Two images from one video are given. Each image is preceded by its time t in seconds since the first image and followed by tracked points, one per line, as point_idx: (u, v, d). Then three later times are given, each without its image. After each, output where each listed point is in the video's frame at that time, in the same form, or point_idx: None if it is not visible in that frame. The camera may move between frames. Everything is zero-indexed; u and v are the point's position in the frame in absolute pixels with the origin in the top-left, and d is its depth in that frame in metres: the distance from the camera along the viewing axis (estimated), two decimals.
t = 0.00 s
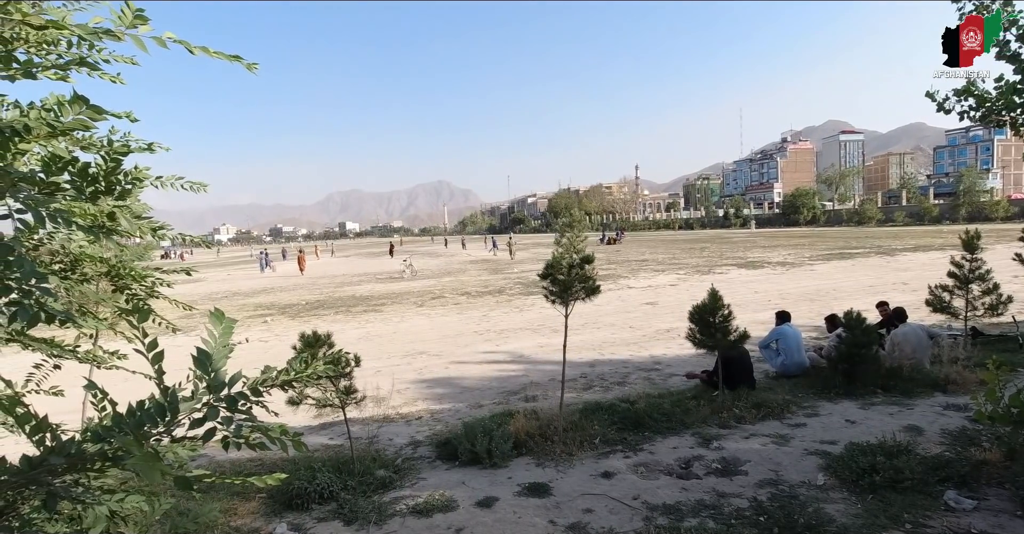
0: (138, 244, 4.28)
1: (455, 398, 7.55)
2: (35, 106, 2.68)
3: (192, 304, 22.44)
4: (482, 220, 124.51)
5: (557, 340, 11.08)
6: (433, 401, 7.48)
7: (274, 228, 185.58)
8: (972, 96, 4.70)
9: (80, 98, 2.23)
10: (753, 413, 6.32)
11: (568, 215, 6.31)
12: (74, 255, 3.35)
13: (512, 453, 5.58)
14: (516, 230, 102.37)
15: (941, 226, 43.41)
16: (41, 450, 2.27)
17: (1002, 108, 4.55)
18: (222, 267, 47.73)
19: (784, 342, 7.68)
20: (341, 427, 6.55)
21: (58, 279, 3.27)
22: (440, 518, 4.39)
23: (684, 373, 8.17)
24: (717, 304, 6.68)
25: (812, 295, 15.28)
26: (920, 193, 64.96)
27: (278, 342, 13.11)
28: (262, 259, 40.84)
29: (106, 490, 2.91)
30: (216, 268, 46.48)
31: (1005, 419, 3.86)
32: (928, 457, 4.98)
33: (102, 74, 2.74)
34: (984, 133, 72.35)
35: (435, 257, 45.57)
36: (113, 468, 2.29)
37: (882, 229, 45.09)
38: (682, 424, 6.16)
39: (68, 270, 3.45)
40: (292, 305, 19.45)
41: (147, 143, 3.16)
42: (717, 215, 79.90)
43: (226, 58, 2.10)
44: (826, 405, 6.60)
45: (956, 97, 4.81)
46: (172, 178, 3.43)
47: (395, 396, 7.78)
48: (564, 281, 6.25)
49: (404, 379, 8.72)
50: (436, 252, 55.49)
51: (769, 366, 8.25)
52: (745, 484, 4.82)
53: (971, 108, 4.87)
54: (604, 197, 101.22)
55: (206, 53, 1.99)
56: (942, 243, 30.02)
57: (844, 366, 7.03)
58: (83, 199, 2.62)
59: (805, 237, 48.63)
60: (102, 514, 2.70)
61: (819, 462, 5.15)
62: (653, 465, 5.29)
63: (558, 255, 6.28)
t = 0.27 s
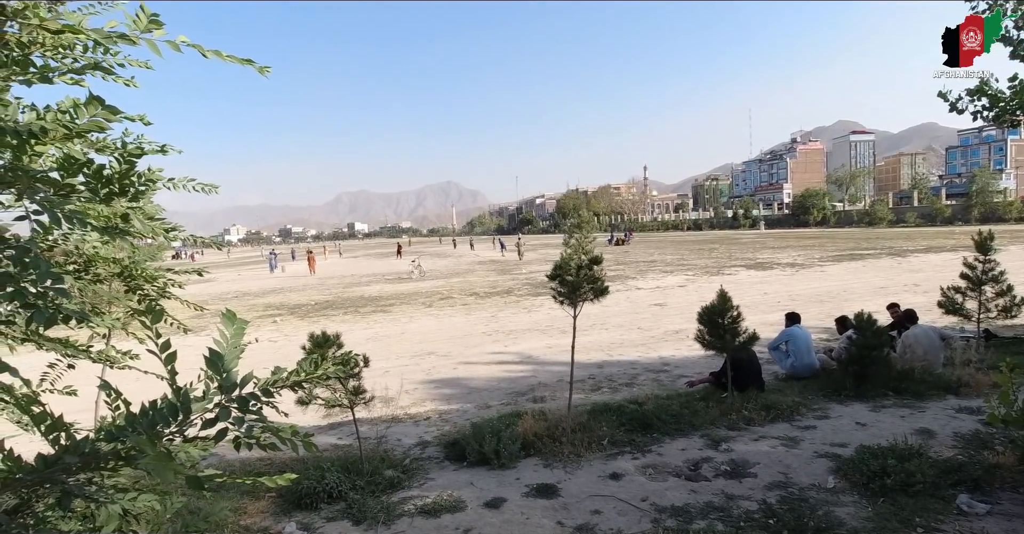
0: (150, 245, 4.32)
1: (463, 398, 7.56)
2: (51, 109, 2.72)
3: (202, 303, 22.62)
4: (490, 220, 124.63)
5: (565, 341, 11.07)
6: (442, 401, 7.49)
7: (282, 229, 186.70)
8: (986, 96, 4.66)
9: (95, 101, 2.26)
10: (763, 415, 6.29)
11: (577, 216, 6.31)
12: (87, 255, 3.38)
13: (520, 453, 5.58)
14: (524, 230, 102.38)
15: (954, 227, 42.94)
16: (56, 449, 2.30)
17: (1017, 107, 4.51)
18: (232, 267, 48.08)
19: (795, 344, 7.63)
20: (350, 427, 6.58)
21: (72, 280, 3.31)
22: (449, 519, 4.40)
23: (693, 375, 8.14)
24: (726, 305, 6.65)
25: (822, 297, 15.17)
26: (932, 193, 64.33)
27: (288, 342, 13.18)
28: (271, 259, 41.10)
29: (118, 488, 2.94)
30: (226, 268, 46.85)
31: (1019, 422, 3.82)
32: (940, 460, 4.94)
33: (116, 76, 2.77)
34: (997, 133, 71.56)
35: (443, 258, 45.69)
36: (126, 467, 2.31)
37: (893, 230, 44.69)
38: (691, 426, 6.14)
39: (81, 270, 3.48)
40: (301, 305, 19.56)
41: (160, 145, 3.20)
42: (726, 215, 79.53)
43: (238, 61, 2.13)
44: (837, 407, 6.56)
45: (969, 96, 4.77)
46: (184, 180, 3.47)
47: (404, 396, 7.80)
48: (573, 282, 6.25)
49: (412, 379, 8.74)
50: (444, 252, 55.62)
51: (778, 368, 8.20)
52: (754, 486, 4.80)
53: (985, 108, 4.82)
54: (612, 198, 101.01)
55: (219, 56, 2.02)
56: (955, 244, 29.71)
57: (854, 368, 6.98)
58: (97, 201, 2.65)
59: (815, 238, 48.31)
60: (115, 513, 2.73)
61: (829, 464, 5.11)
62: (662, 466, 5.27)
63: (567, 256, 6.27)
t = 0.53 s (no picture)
0: (163, 247, 4.36)
1: (472, 399, 7.58)
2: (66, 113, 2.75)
3: (213, 304, 22.80)
4: (497, 221, 124.72)
5: (574, 342, 11.06)
6: (450, 402, 7.50)
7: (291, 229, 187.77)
8: (1000, 96, 4.60)
9: (110, 104, 2.29)
10: (773, 418, 6.25)
11: (586, 218, 6.31)
12: (100, 256, 3.42)
13: (529, 455, 5.57)
14: (532, 231, 102.37)
15: (967, 228, 42.45)
16: (70, 448, 2.32)
17: None
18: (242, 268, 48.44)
19: (806, 344, 7.57)
20: (359, 427, 6.60)
21: (86, 281, 3.35)
22: (457, 519, 4.41)
23: (702, 376, 8.10)
24: (736, 307, 6.62)
25: (833, 298, 15.05)
26: (945, 194, 63.64)
27: (298, 343, 13.26)
28: (281, 260, 41.37)
29: (131, 487, 2.98)
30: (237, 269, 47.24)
31: None
32: (953, 464, 4.88)
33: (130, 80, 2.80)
34: (1010, 132, 70.75)
35: (452, 259, 45.82)
36: (139, 466, 2.34)
37: (905, 231, 44.26)
38: (700, 428, 6.11)
39: (95, 271, 3.52)
40: (311, 306, 19.67)
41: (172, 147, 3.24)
42: (735, 216, 79.09)
43: (250, 64, 2.15)
44: (848, 410, 6.51)
45: (984, 96, 4.72)
46: (196, 181, 3.50)
47: (413, 397, 7.82)
48: (581, 284, 6.24)
49: (421, 380, 8.76)
50: (452, 253, 55.74)
51: (788, 370, 8.15)
52: (763, 489, 4.77)
53: (999, 108, 4.77)
54: (620, 199, 100.78)
55: (231, 59, 2.04)
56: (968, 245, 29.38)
57: (865, 370, 6.93)
58: (111, 203, 2.69)
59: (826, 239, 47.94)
60: (127, 511, 2.77)
61: (840, 467, 5.07)
62: (671, 468, 5.25)
63: (575, 257, 6.27)
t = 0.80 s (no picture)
0: (174, 247, 4.40)
1: (480, 400, 7.58)
2: (80, 115, 2.78)
3: (223, 304, 22.96)
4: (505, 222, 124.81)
5: (582, 343, 11.04)
6: (459, 403, 7.51)
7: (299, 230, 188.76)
8: (1015, 95, 4.55)
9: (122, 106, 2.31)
10: (783, 420, 6.21)
11: (594, 218, 6.30)
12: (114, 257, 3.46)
13: (537, 456, 5.57)
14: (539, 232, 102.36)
15: (980, 229, 41.98)
16: (82, 446, 2.34)
17: None
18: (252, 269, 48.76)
19: (816, 347, 7.53)
20: (367, 427, 6.63)
21: (99, 281, 3.39)
22: (466, 520, 4.41)
23: (711, 378, 8.06)
24: (745, 308, 6.59)
25: (844, 300, 14.94)
26: (957, 195, 63.00)
27: (307, 343, 13.32)
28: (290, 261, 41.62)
29: (143, 485, 3.00)
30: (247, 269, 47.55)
31: None
32: (966, 467, 4.83)
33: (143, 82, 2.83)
34: None
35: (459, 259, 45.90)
36: (151, 465, 2.36)
37: (917, 232, 43.83)
38: (709, 430, 6.08)
39: (108, 271, 3.56)
40: (320, 306, 19.76)
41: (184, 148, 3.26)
42: (744, 217, 78.69)
43: (261, 68, 2.16)
44: (858, 412, 6.45)
45: (997, 95, 4.68)
46: (208, 182, 3.53)
47: (421, 397, 7.84)
48: (590, 285, 6.23)
49: (429, 381, 8.78)
50: (459, 254, 55.84)
51: (798, 372, 8.09)
52: (773, 491, 4.73)
53: (1013, 108, 4.72)
54: (628, 200, 100.52)
55: (242, 64, 2.05)
56: (981, 246, 29.07)
57: (876, 373, 6.87)
58: (123, 204, 2.71)
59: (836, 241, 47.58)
60: (139, 509, 2.80)
61: (851, 470, 5.03)
62: (680, 470, 5.23)
63: (584, 258, 6.26)
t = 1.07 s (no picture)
0: (184, 247, 4.43)
1: (487, 400, 7.59)
2: (92, 116, 2.81)
3: (232, 304, 23.12)
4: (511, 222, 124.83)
5: (589, 344, 11.02)
6: (466, 403, 7.52)
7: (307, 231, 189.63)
8: None
9: (133, 107, 2.33)
10: (791, 422, 6.17)
11: (603, 219, 6.29)
12: (125, 256, 3.50)
13: (544, 456, 5.56)
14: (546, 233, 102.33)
15: (992, 230, 41.54)
16: (94, 443, 2.36)
17: None
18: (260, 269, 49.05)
19: (825, 349, 7.49)
20: (375, 427, 6.65)
21: (112, 280, 3.43)
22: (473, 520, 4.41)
23: (719, 379, 8.02)
24: (754, 309, 6.55)
25: (853, 301, 14.85)
26: (968, 196, 62.39)
27: (315, 343, 13.39)
28: (298, 261, 41.83)
29: (153, 483, 3.01)
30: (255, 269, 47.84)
31: None
32: (978, 471, 4.77)
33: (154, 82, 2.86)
34: None
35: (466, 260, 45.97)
36: (160, 462, 2.37)
37: (928, 233, 43.43)
38: (716, 432, 6.05)
39: (120, 270, 3.60)
40: (328, 306, 19.83)
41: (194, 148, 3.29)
42: (752, 218, 78.31)
43: (272, 69, 2.16)
44: (868, 414, 6.40)
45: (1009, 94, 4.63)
46: (218, 182, 3.56)
47: (428, 397, 7.85)
48: (598, 285, 6.22)
49: (437, 381, 8.79)
50: (466, 254, 55.91)
51: (807, 374, 8.04)
52: (782, 494, 4.70)
53: None
54: (634, 200, 100.31)
55: (253, 65, 2.05)
56: (992, 247, 28.77)
57: (887, 375, 6.81)
58: (135, 204, 2.74)
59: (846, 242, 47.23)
60: (149, 507, 2.81)
61: (861, 473, 4.99)
62: (688, 472, 5.20)
63: (592, 259, 6.25)
